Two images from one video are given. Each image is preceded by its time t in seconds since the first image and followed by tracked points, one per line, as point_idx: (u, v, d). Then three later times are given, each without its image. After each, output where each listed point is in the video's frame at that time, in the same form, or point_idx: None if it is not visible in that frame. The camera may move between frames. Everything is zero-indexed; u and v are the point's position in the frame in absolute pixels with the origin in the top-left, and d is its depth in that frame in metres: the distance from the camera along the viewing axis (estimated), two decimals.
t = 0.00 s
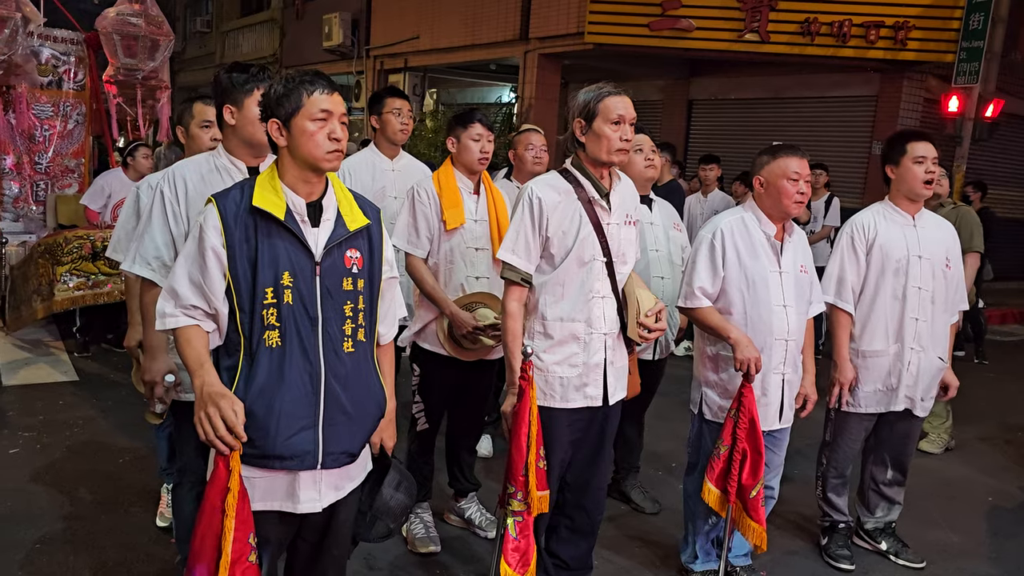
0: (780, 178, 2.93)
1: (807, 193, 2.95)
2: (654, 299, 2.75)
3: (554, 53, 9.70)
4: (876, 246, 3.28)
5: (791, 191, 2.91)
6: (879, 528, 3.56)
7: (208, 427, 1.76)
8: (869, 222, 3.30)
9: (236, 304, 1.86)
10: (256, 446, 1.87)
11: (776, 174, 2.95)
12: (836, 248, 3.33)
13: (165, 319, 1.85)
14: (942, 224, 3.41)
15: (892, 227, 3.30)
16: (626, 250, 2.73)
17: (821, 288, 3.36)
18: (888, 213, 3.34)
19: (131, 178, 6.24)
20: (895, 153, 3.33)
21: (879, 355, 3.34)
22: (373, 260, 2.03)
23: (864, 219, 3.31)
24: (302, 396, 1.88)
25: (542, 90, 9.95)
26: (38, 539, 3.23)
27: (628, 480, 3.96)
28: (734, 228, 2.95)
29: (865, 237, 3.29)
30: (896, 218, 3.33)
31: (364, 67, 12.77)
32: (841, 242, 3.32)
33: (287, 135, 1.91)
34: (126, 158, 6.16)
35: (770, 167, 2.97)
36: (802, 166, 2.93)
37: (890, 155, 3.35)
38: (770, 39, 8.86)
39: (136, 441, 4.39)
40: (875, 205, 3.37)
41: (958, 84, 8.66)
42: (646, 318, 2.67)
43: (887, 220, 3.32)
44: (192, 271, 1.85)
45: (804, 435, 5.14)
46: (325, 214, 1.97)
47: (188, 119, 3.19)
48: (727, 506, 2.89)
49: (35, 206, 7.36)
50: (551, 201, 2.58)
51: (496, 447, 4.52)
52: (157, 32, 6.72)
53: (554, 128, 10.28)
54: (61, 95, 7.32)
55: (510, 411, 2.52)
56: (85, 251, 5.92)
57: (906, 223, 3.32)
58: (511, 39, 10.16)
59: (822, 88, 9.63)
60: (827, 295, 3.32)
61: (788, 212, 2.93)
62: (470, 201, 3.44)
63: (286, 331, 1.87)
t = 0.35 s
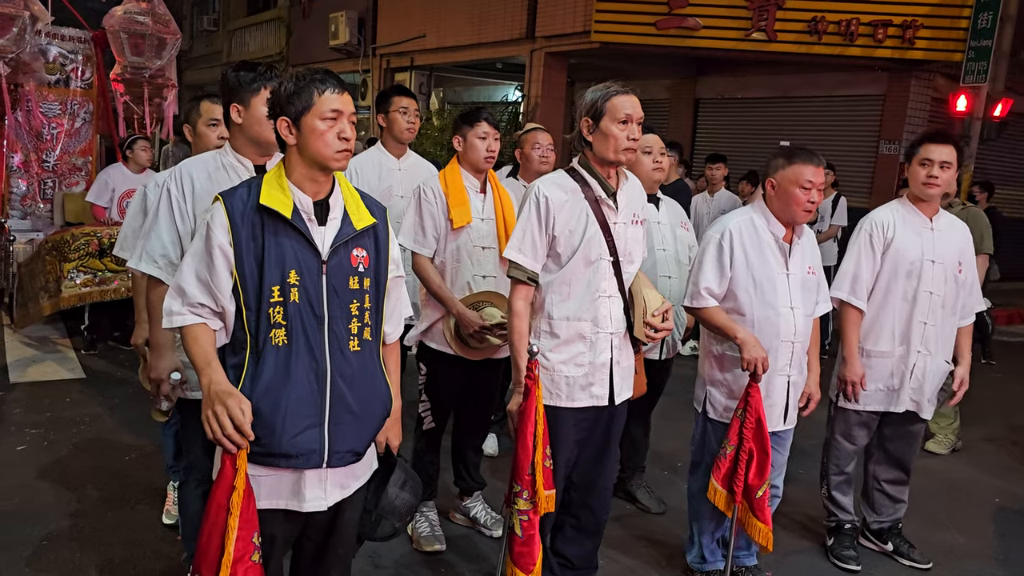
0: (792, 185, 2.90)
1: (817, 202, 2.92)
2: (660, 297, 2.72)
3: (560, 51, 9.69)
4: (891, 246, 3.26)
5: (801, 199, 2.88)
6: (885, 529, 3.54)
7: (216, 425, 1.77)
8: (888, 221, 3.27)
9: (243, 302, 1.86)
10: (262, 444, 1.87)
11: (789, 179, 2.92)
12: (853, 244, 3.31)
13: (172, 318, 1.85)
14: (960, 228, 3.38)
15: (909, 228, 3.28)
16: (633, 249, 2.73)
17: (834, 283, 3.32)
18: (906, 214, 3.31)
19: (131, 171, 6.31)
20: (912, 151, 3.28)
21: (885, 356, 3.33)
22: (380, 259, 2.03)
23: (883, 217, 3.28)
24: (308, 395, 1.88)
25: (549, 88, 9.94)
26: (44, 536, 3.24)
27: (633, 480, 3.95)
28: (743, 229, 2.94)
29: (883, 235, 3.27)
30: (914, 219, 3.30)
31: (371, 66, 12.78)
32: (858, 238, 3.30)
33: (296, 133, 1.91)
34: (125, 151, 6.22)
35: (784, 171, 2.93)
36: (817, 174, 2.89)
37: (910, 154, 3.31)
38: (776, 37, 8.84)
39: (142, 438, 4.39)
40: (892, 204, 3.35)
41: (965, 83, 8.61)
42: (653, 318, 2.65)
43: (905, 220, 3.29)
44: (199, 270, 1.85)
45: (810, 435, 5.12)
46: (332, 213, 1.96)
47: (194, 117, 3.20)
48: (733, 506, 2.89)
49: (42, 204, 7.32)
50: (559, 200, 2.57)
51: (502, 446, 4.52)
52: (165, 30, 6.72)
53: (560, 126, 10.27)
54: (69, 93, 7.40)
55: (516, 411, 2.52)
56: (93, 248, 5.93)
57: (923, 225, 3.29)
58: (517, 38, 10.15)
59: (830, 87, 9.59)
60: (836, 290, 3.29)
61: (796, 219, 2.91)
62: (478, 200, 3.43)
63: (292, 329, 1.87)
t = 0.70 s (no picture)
0: (815, 214, 2.78)
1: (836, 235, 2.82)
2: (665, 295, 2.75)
3: (564, 49, 9.68)
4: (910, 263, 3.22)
5: (819, 228, 2.78)
6: (891, 527, 3.53)
7: (225, 424, 1.77)
8: (914, 237, 3.21)
9: (249, 300, 1.86)
10: (266, 442, 1.87)
11: (814, 207, 2.79)
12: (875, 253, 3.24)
13: (178, 314, 1.85)
14: (976, 249, 3.35)
15: (931, 246, 3.23)
16: (638, 247, 2.72)
17: (851, 290, 3.27)
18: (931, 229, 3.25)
19: (130, 169, 6.34)
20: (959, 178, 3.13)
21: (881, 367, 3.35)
22: (386, 259, 2.03)
23: (911, 232, 3.21)
24: (312, 394, 1.88)
25: (553, 87, 9.92)
26: (50, 534, 3.25)
27: (638, 478, 3.95)
28: (758, 234, 2.89)
29: (906, 251, 3.21)
30: (937, 237, 3.25)
31: (375, 65, 12.78)
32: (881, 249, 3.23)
33: (307, 136, 1.89)
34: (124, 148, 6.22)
35: (812, 197, 2.80)
36: (845, 211, 2.77)
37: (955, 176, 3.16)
38: (781, 35, 8.81)
39: (146, 436, 4.40)
40: (918, 215, 3.28)
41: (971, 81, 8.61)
42: (658, 315, 2.68)
43: (929, 237, 3.23)
44: (206, 267, 1.86)
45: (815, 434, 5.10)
46: (339, 212, 1.95)
47: (199, 116, 3.20)
48: (739, 505, 2.88)
49: (48, 202, 7.40)
50: (564, 198, 2.56)
51: (506, 444, 4.52)
52: (169, 28, 6.72)
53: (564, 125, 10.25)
54: (74, 91, 7.41)
55: (521, 410, 2.53)
56: (98, 246, 5.93)
57: (944, 245, 3.25)
58: (521, 36, 10.14)
59: (835, 85, 9.55)
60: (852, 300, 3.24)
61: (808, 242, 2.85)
62: (489, 201, 3.42)
63: (297, 329, 1.87)
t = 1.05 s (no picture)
0: (824, 268, 2.77)
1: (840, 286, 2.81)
2: (660, 293, 2.70)
3: (563, 43, 9.65)
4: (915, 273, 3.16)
5: (825, 281, 2.79)
6: (886, 520, 3.55)
7: (227, 417, 1.75)
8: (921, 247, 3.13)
9: (247, 309, 1.87)
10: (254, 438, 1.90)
11: (822, 266, 2.77)
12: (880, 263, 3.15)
13: (174, 311, 1.83)
14: (981, 256, 3.31)
15: (936, 257, 3.17)
16: (634, 249, 2.73)
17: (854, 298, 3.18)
18: (937, 239, 3.18)
19: (124, 162, 6.35)
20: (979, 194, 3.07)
21: (878, 369, 3.36)
22: (386, 278, 2.04)
23: (917, 242, 3.13)
24: (300, 408, 1.92)
25: (551, 80, 9.89)
26: (48, 526, 3.25)
27: (635, 471, 3.96)
28: (770, 257, 2.86)
29: (912, 261, 3.14)
30: (943, 248, 3.19)
31: (373, 57, 12.76)
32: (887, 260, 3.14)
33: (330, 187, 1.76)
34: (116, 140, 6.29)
35: (834, 257, 2.72)
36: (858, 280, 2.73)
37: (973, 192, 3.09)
38: (780, 29, 8.79)
39: (144, 429, 4.41)
40: (929, 224, 3.21)
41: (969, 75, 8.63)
42: (650, 313, 2.64)
43: (935, 247, 3.17)
44: (208, 272, 1.83)
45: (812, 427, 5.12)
46: (348, 239, 1.92)
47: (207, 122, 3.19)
48: (736, 499, 2.89)
49: (44, 195, 7.38)
50: (563, 198, 2.55)
51: (503, 437, 4.53)
52: (166, 21, 6.71)
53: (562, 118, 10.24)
54: (71, 84, 7.39)
55: (517, 402, 2.54)
56: (95, 239, 5.92)
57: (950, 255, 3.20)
58: (519, 29, 10.11)
59: (833, 79, 9.53)
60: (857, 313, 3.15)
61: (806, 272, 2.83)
62: (494, 207, 3.39)
63: (292, 348, 1.89)
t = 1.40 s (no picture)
0: (821, 272, 2.75)
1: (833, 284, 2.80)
2: (651, 298, 2.77)
3: (563, 34, 9.63)
4: (910, 239, 3.23)
5: (820, 280, 2.77)
6: (883, 513, 3.57)
7: (233, 406, 1.76)
8: (911, 212, 3.22)
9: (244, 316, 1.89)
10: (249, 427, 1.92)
11: (823, 265, 2.74)
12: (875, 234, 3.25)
13: (172, 306, 1.87)
14: (977, 222, 3.36)
15: (930, 222, 3.24)
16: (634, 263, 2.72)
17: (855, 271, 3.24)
18: (930, 205, 3.26)
19: (120, 151, 6.33)
20: (944, 147, 3.22)
21: (890, 346, 3.35)
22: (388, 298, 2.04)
23: (907, 207, 3.22)
24: (288, 410, 1.96)
25: (551, 72, 9.87)
26: (45, 515, 3.26)
27: (632, 463, 3.97)
28: (766, 253, 2.86)
29: (904, 227, 3.23)
30: (936, 213, 3.26)
31: (372, 48, 12.71)
32: (879, 229, 3.25)
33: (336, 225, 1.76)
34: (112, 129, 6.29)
35: (829, 258, 2.70)
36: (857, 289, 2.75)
37: (939, 149, 3.26)
38: (780, 22, 8.78)
39: (142, 419, 4.41)
40: (915, 192, 3.29)
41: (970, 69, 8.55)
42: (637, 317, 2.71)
43: (927, 214, 3.25)
44: (207, 283, 1.84)
45: (808, 421, 5.14)
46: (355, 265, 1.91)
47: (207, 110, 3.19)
48: (734, 491, 2.90)
49: (42, 183, 7.38)
50: (576, 227, 2.49)
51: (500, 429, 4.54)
52: (164, 9, 6.70)
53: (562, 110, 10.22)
54: (69, 73, 7.36)
55: (504, 386, 2.61)
56: (93, 229, 5.90)
57: (944, 220, 3.27)
58: (519, 20, 10.07)
59: (833, 73, 9.53)
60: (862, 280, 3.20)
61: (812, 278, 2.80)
62: (481, 182, 3.42)
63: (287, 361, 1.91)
